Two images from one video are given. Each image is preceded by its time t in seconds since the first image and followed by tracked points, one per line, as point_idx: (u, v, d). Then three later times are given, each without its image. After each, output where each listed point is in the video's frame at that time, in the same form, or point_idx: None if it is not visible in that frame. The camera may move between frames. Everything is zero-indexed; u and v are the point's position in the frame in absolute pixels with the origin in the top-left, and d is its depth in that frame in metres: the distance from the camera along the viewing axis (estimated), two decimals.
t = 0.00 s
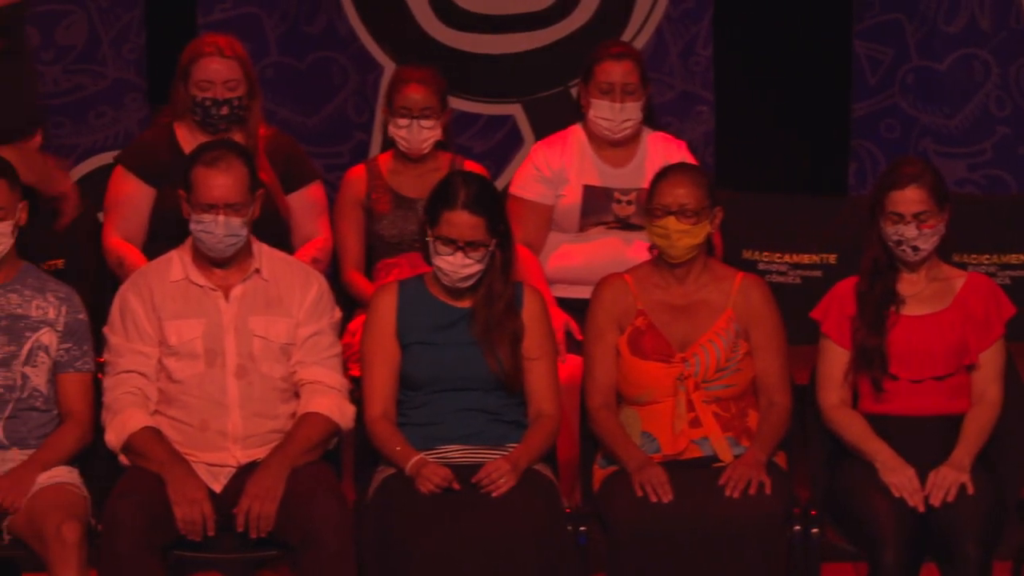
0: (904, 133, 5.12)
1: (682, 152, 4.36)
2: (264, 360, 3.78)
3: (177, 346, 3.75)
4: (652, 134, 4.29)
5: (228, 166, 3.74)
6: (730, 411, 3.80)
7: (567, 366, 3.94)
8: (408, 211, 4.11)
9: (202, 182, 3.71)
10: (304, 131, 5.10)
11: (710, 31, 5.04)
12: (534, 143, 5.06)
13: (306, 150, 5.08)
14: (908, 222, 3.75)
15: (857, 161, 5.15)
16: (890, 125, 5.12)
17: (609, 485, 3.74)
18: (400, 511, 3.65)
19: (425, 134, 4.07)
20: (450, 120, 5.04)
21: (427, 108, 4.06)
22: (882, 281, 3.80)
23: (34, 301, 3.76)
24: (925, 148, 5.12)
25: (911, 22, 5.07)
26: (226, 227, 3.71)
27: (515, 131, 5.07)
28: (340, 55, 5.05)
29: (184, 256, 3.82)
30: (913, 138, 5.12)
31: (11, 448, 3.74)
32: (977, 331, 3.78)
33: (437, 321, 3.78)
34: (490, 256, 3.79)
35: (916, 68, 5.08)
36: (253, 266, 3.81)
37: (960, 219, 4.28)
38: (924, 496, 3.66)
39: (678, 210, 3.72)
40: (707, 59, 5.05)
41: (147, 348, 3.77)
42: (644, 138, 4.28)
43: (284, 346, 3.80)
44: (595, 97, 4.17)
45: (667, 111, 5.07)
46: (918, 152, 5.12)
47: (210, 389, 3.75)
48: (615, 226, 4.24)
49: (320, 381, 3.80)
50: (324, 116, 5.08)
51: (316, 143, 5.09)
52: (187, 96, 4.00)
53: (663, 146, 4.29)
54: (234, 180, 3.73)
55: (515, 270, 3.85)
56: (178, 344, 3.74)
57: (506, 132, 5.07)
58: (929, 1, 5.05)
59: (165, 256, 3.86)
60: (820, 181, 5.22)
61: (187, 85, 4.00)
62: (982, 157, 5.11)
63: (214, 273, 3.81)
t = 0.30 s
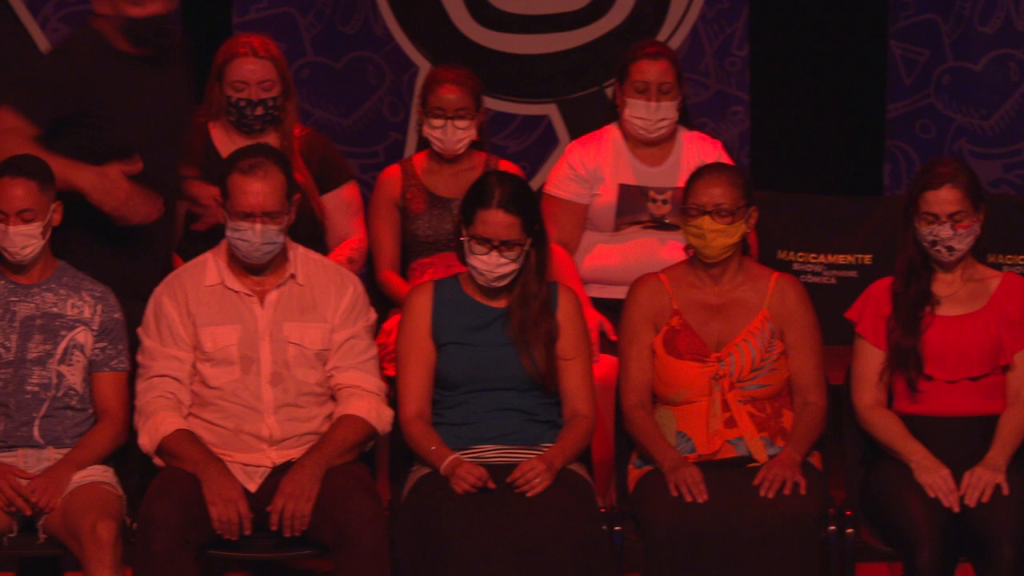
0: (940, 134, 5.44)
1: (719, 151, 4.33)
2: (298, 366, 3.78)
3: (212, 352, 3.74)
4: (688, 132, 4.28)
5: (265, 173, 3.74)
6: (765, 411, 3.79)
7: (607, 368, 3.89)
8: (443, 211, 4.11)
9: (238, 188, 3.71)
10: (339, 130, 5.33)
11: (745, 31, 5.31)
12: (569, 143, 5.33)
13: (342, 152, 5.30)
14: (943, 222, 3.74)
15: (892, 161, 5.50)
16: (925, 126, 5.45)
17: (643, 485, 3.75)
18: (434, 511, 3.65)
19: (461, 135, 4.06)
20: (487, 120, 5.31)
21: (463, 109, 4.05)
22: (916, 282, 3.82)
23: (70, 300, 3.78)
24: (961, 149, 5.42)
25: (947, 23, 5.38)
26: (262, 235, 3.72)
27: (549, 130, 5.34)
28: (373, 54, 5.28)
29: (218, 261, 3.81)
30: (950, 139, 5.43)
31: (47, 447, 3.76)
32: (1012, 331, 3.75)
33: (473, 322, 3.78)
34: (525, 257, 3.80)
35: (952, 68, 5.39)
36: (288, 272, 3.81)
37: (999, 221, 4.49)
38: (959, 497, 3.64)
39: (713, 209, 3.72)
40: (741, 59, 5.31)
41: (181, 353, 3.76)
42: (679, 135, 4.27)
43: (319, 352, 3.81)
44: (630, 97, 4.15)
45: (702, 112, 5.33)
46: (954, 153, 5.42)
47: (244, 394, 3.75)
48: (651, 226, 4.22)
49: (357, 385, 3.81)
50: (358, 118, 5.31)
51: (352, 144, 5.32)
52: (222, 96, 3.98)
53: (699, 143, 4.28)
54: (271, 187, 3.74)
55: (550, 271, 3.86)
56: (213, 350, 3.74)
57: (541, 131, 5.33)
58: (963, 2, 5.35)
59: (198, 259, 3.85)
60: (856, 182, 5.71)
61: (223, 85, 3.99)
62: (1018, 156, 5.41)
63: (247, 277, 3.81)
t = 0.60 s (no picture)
0: (979, 134, 5.16)
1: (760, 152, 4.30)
2: (337, 364, 3.78)
3: (251, 351, 3.74)
4: (727, 132, 4.25)
5: (302, 174, 3.72)
6: (804, 411, 3.80)
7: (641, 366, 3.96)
8: (483, 211, 4.16)
9: (275, 189, 3.70)
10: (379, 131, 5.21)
11: (785, 30, 5.09)
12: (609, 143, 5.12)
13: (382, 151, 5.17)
14: (983, 222, 3.74)
15: (931, 160, 5.18)
16: (965, 125, 5.16)
17: (683, 485, 3.74)
18: (473, 510, 3.64)
19: (500, 134, 4.12)
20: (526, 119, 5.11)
21: (502, 109, 4.11)
22: (956, 282, 3.80)
23: (110, 298, 3.79)
24: (1000, 148, 5.15)
25: (987, 22, 5.11)
26: (300, 236, 3.71)
27: (589, 129, 5.13)
28: (415, 54, 5.14)
29: (257, 259, 3.80)
30: (989, 139, 5.15)
31: (87, 446, 3.77)
32: None
33: (512, 320, 3.78)
34: (564, 256, 3.79)
35: (993, 68, 5.12)
36: (326, 270, 3.80)
37: None
38: (999, 498, 3.64)
39: (751, 209, 3.71)
40: (781, 59, 5.10)
41: (221, 352, 3.76)
42: (719, 136, 4.24)
43: (358, 350, 3.80)
44: (670, 96, 4.13)
45: (741, 111, 5.13)
46: (993, 153, 5.15)
47: (283, 392, 3.75)
48: (692, 226, 4.21)
49: (396, 383, 3.80)
50: (398, 116, 5.18)
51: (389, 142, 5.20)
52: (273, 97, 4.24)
53: (738, 144, 4.25)
54: (308, 188, 3.72)
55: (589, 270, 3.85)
56: (253, 349, 3.74)
57: (581, 131, 5.13)
58: (1004, 1, 5.09)
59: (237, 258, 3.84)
60: (896, 181, 5.20)
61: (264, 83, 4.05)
62: None
63: (286, 277, 3.80)
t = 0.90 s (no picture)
0: None
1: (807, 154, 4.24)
2: (382, 364, 3.78)
3: (297, 351, 3.75)
4: (773, 136, 4.20)
5: (350, 173, 3.71)
6: (849, 413, 3.79)
7: (687, 368, 3.96)
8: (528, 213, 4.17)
9: (322, 187, 3.70)
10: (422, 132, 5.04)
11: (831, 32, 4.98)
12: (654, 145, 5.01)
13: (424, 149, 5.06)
14: None
15: (977, 164, 5.04)
16: (1011, 127, 5.03)
17: (727, 487, 3.73)
18: (518, 511, 3.64)
19: (547, 135, 4.20)
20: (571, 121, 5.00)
21: (547, 110, 4.17)
22: (1002, 284, 3.80)
23: (155, 299, 3.80)
24: None
25: None
26: (347, 234, 3.70)
27: (635, 131, 5.02)
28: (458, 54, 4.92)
29: (303, 259, 3.81)
30: None
31: (132, 446, 3.76)
32: None
33: (557, 321, 3.78)
34: (609, 258, 3.79)
35: None
36: (372, 271, 3.81)
37: None
38: None
39: (797, 210, 3.71)
40: (828, 62, 4.99)
41: (267, 352, 3.76)
42: (765, 140, 4.19)
43: (403, 350, 3.79)
44: (716, 98, 4.11)
45: (787, 113, 5.02)
46: None
47: (329, 393, 3.75)
48: (736, 229, 4.18)
49: (441, 384, 3.79)
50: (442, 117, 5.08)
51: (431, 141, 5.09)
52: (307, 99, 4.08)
53: (784, 147, 4.21)
54: (355, 187, 3.71)
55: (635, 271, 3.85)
56: (299, 349, 3.75)
57: (626, 133, 5.02)
58: None
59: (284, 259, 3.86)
60: (932, 182, 5.03)
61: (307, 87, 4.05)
62: None
63: (334, 276, 3.81)
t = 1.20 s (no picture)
0: None
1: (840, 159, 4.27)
2: (417, 368, 3.78)
3: (331, 354, 3.75)
4: (807, 141, 4.22)
5: (384, 176, 3.73)
6: (883, 417, 3.79)
7: (721, 372, 3.97)
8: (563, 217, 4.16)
9: (357, 191, 3.72)
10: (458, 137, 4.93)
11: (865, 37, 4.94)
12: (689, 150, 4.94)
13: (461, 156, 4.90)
14: None
15: (1009, 169, 4.98)
16: None
17: (761, 492, 3.73)
18: (552, 515, 3.64)
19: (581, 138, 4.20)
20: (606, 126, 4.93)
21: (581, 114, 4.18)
22: None
23: (189, 302, 3.80)
24: None
25: None
26: (381, 237, 3.71)
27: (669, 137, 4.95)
28: (494, 60, 4.87)
29: (337, 263, 3.81)
30: None
31: (166, 450, 3.77)
32: None
33: (591, 324, 3.78)
34: (643, 261, 3.78)
35: None
36: (407, 274, 3.81)
37: None
38: None
39: (833, 217, 3.72)
40: (863, 66, 4.95)
41: (301, 356, 3.77)
42: (798, 144, 4.21)
43: (438, 354, 3.80)
44: (749, 103, 4.13)
45: (822, 118, 4.98)
46: None
47: (363, 397, 3.75)
48: (768, 233, 4.18)
49: (474, 388, 3.80)
50: (478, 122, 4.92)
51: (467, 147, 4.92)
52: (341, 103, 4.08)
53: (818, 153, 4.23)
54: (388, 189, 3.73)
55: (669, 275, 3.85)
56: (333, 352, 3.75)
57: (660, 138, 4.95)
58: None
59: (317, 262, 3.85)
60: (959, 189, 4.99)
61: (342, 92, 4.09)
62: None
63: (368, 280, 3.81)
